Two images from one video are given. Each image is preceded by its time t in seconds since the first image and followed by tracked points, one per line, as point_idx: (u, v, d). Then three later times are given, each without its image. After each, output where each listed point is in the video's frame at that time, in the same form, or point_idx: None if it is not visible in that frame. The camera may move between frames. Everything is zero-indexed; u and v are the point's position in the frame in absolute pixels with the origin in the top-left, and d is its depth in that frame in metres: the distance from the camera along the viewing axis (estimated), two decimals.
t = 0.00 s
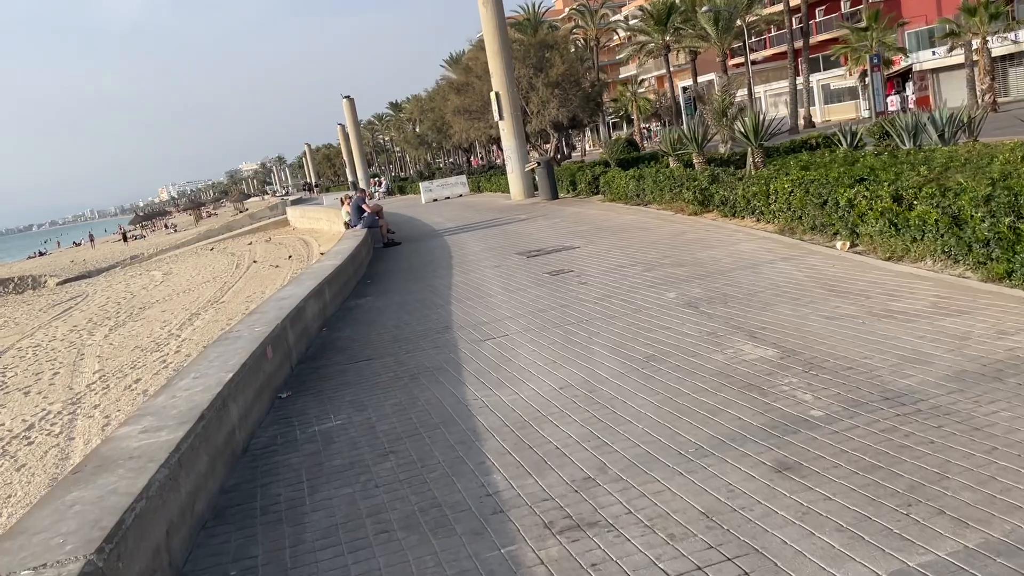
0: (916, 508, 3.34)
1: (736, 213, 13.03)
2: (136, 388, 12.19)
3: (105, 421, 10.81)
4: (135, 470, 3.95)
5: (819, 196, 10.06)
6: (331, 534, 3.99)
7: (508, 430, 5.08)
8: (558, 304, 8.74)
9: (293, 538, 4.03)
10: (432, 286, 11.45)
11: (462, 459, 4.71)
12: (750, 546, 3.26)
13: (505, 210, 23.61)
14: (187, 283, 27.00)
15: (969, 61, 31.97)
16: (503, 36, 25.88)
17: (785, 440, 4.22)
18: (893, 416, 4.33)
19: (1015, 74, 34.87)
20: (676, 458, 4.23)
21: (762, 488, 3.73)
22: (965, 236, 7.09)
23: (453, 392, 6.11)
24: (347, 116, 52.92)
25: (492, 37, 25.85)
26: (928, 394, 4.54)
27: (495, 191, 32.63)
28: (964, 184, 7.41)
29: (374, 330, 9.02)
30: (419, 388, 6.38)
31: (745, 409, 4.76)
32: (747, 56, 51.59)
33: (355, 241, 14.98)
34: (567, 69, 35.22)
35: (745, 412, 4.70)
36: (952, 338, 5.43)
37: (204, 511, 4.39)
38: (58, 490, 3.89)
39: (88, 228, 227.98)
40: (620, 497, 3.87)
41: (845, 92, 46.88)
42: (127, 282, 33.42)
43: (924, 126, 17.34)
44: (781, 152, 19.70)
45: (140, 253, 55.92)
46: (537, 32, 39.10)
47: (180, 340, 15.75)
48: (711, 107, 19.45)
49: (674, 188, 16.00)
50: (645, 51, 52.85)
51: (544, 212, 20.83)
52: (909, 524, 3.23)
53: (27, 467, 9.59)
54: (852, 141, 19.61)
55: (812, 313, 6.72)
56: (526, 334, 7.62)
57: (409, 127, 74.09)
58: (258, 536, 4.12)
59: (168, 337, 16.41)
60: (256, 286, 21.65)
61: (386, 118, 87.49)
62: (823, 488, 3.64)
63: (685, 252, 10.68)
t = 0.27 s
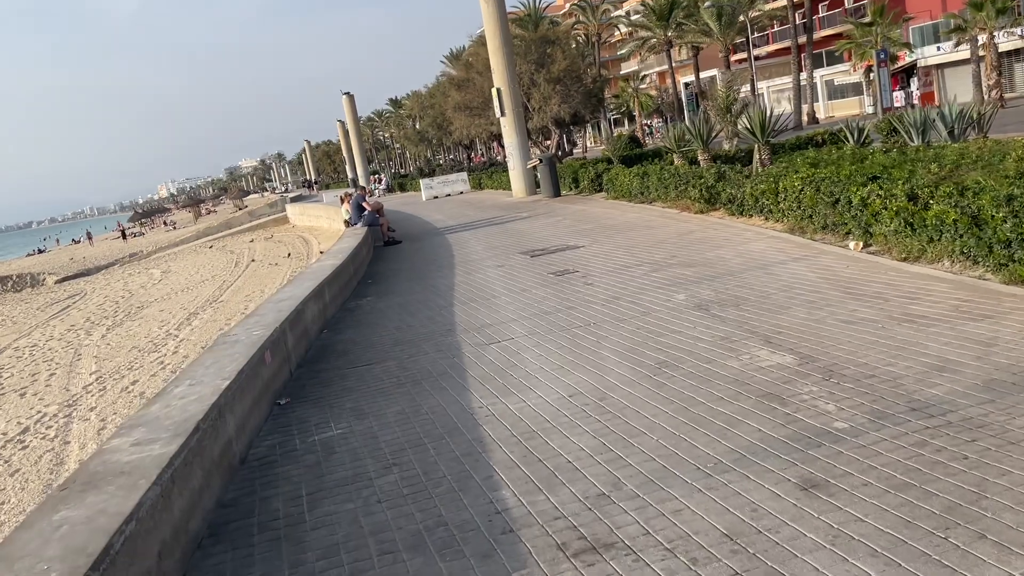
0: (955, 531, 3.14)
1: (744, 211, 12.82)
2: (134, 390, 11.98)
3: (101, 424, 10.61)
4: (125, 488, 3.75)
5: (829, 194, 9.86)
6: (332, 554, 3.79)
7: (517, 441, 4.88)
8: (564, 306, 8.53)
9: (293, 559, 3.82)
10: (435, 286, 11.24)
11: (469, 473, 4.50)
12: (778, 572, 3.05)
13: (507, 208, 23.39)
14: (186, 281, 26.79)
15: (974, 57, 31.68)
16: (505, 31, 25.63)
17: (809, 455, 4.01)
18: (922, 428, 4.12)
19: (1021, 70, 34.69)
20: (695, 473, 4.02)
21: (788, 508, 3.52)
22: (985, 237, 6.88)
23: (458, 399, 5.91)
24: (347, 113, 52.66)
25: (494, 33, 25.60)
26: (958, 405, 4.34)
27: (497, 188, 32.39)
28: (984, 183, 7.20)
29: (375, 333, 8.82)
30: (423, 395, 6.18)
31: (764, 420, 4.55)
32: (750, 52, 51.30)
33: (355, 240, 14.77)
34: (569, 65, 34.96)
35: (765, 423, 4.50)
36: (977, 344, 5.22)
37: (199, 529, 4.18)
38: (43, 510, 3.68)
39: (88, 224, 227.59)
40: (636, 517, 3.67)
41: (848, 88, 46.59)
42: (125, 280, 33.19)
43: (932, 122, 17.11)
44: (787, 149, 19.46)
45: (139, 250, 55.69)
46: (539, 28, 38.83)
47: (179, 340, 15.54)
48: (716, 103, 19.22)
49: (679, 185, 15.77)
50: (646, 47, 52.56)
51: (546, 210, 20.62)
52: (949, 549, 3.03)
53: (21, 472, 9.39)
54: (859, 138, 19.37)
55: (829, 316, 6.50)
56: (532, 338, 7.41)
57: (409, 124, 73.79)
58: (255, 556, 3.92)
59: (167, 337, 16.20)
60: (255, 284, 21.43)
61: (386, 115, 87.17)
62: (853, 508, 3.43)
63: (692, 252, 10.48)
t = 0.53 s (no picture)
0: (992, 544, 2.97)
1: (749, 208, 12.64)
2: (131, 389, 11.81)
3: (97, 424, 10.43)
4: (115, 497, 3.57)
5: (838, 190, 9.67)
6: (332, 565, 3.62)
7: (524, 445, 4.71)
8: (569, 304, 8.35)
9: (291, 569, 3.65)
10: (436, 284, 11.06)
11: (474, 479, 4.33)
12: None
13: (508, 205, 23.20)
14: (184, 279, 26.59)
15: (977, 54, 31.42)
16: (506, 27, 25.42)
17: (831, 461, 3.84)
18: (948, 433, 3.96)
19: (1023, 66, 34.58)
20: (711, 479, 3.85)
21: (811, 518, 3.35)
22: (1002, 234, 6.71)
23: (461, 401, 5.74)
24: (347, 110, 52.44)
25: (495, 28, 25.38)
26: (984, 408, 4.17)
27: (498, 185, 32.21)
28: (1000, 178, 7.02)
29: (376, 332, 8.64)
30: (425, 396, 6.00)
31: (781, 424, 4.38)
32: (751, 49, 51.08)
33: (355, 237, 14.60)
34: (570, 61, 34.74)
35: (782, 427, 4.33)
36: (999, 344, 5.05)
37: (193, 538, 4.01)
38: (28, 520, 3.51)
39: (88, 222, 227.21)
40: (652, 526, 3.49)
41: (849, 84, 46.40)
42: (124, 277, 32.99)
43: (938, 118, 16.92)
44: (791, 146, 19.27)
45: (139, 247, 55.49)
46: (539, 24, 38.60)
47: (177, 338, 15.36)
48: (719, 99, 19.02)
49: (682, 182, 15.59)
50: (647, 44, 52.34)
51: (548, 207, 20.42)
52: (987, 564, 2.86)
53: (15, 473, 9.21)
54: (863, 134, 19.19)
55: (842, 315, 6.34)
56: (536, 337, 7.25)
57: (409, 122, 73.53)
58: (253, 566, 3.74)
59: (165, 336, 16.02)
60: (255, 282, 21.25)
61: (386, 112, 86.86)
62: (882, 518, 3.26)
63: (699, 249, 10.29)
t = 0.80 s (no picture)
0: None
1: (752, 208, 12.47)
2: (124, 391, 11.61)
3: (89, 427, 10.23)
4: (97, 514, 3.39)
5: (845, 190, 9.50)
6: None
7: (527, 455, 4.53)
8: (570, 306, 8.16)
9: None
10: (435, 285, 10.87)
11: (476, 492, 4.14)
12: None
13: (507, 204, 23.01)
14: (180, 278, 26.37)
15: (977, 54, 31.24)
16: (505, 25, 25.22)
17: (851, 475, 3.66)
18: (973, 445, 3.78)
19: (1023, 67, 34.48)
20: (724, 494, 3.67)
21: (833, 537, 3.17)
22: (1017, 236, 6.53)
23: (462, 408, 5.55)
24: (345, 108, 52.21)
25: (494, 27, 25.18)
26: (1009, 419, 3.99)
27: (496, 185, 32.02)
28: (1014, 179, 6.84)
29: (374, 334, 8.45)
30: (424, 402, 5.81)
31: (796, 434, 4.19)
32: (750, 49, 50.92)
33: (352, 236, 14.41)
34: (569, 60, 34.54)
35: (797, 437, 4.15)
36: (1019, 351, 4.88)
37: (180, 555, 3.82)
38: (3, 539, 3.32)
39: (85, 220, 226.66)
40: (664, 545, 3.31)
41: (849, 84, 46.27)
42: (120, 277, 32.76)
43: (942, 117, 16.75)
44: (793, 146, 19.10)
45: (135, 246, 55.23)
46: (538, 23, 38.40)
47: (171, 339, 15.16)
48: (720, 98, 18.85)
49: (684, 182, 15.41)
50: (646, 43, 52.17)
51: (547, 207, 20.24)
52: None
53: (4, 479, 9.01)
54: (865, 134, 19.03)
55: (854, 319, 6.15)
56: (538, 340, 7.06)
57: (407, 121, 73.30)
58: None
59: (160, 336, 15.82)
60: (251, 282, 21.04)
61: (384, 111, 86.58)
62: (909, 539, 3.08)
63: (702, 250, 10.11)
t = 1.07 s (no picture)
0: None
1: (751, 211, 12.31)
2: (111, 394, 11.38)
3: (75, 431, 10.02)
4: (69, 535, 3.20)
5: (847, 194, 9.35)
6: None
7: (524, 469, 4.35)
8: (568, 311, 7.99)
9: None
10: (430, 288, 10.68)
11: (470, 509, 3.97)
12: None
13: (503, 205, 22.84)
14: (173, 278, 26.13)
15: (975, 56, 31.17)
16: (501, 25, 25.05)
17: (863, 494, 3.49)
18: (990, 462, 3.61)
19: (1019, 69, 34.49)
20: (731, 514, 3.49)
21: (848, 562, 3.00)
22: None
23: (456, 417, 5.36)
24: (340, 108, 51.97)
25: (490, 26, 25.00)
26: None
27: (492, 185, 31.84)
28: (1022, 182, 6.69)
29: (366, 338, 8.26)
30: (418, 411, 5.62)
31: (804, 449, 4.03)
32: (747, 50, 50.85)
33: (346, 237, 14.21)
34: (566, 60, 34.37)
35: (806, 452, 3.98)
36: None
37: None
38: None
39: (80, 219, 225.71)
40: (669, 569, 3.13)
41: (845, 86, 46.25)
42: (112, 276, 32.49)
43: (941, 119, 16.62)
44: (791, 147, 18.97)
45: (128, 245, 54.87)
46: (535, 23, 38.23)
47: (162, 341, 14.93)
48: (717, 99, 18.71)
49: (682, 183, 15.26)
50: (643, 43, 52.05)
51: (543, 208, 20.06)
52: None
53: None
54: (864, 136, 18.91)
55: (859, 326, 5.99)
56: (535, 346, 6.88)
57: (403, 120, 73.02)
58: None
59: (150, 338, 15.58)
60: (244, 282, 20.81)
61: (380, 111, 86.31)
62: (928, 564, 2.91)
63: (701, 253, 9.95)
